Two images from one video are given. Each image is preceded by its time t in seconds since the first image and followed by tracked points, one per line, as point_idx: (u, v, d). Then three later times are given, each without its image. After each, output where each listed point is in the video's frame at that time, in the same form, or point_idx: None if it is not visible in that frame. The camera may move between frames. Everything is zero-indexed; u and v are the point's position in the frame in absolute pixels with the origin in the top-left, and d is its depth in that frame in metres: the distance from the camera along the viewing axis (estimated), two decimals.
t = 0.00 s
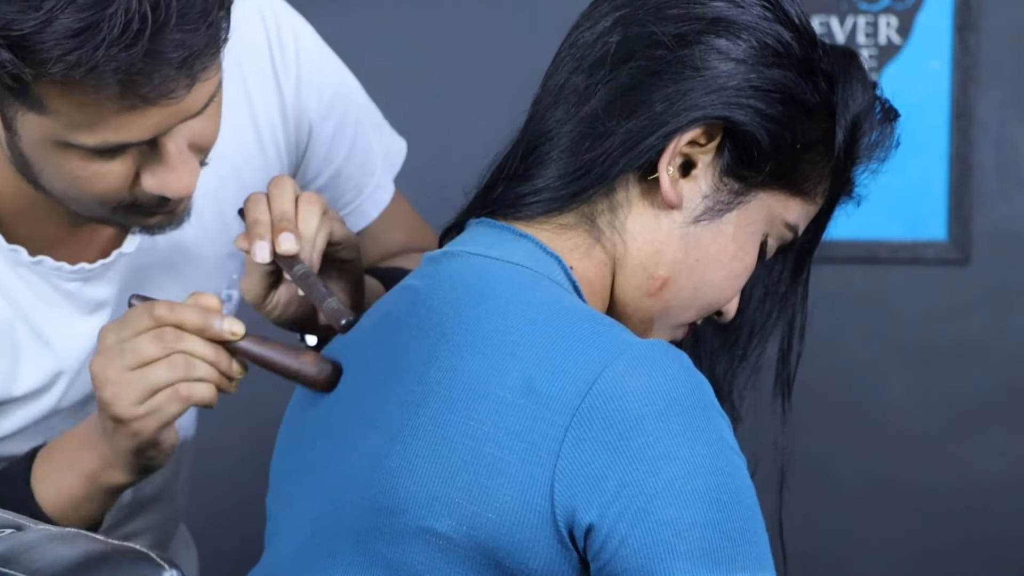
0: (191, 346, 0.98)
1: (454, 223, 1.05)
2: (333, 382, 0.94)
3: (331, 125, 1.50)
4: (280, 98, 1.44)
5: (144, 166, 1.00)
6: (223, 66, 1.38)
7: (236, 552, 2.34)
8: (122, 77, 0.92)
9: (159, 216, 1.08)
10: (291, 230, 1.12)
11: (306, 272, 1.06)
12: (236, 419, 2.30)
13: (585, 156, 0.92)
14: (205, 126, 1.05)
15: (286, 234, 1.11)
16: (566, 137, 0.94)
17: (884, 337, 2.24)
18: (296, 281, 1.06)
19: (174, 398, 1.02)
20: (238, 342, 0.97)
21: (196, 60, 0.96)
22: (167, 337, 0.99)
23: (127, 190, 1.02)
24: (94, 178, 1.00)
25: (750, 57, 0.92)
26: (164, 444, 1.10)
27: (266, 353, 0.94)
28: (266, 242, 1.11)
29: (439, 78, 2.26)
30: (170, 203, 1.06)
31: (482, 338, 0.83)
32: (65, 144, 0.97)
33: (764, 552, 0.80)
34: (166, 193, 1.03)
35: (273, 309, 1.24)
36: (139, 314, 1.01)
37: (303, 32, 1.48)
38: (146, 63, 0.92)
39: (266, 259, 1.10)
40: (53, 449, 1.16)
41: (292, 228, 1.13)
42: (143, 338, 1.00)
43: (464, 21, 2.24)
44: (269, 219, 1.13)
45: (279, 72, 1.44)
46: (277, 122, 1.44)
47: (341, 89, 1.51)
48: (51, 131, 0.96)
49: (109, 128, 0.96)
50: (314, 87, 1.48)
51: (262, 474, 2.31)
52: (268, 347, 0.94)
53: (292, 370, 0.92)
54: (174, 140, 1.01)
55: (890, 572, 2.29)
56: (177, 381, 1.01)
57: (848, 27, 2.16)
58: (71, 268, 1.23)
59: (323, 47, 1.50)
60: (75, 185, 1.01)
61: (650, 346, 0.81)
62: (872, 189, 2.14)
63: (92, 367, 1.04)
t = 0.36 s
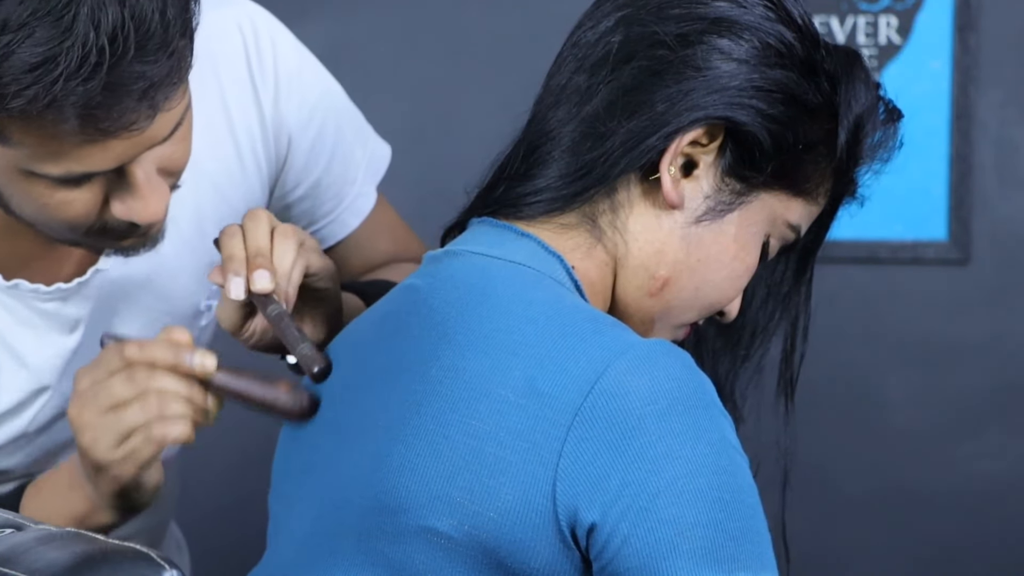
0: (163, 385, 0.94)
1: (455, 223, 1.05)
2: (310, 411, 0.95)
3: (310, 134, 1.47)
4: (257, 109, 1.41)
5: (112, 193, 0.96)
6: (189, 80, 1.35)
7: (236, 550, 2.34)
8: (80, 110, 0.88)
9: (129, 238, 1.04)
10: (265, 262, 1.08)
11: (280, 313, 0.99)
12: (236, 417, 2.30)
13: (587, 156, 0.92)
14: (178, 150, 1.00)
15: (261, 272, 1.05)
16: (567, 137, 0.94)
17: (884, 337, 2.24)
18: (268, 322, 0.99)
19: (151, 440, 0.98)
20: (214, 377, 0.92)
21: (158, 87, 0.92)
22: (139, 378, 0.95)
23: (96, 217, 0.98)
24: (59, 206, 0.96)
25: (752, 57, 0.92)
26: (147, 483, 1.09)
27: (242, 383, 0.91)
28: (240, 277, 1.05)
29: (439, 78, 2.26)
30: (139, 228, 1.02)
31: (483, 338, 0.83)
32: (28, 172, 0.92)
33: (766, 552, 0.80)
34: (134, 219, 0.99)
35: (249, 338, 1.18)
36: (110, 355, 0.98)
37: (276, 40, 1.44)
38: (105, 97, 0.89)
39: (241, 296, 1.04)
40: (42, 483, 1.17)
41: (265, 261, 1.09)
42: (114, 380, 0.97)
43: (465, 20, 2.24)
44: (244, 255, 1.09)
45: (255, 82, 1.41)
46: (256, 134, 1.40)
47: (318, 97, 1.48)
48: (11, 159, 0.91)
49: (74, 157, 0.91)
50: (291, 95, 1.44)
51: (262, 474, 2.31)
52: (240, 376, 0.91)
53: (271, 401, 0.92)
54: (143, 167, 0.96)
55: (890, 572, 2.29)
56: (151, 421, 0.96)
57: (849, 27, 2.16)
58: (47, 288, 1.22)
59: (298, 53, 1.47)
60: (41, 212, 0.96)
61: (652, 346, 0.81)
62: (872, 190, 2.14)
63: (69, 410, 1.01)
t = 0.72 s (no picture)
0: (156, 417, 0.95)
1: (455, 223, 1.05)
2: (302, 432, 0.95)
3: (294, 149, 1.44)
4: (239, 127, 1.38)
5: (88, 227, 0.94)
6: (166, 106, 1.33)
7: (235, 550, 2.33)
8: (50, 146, 0.87)
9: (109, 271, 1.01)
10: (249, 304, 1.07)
11: (269, 353, 1.00)
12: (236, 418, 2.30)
13: (586, 156, 0.92)
14: (154, 181, 0.98)
15: (245, 315, 1.05)
16: (567, 137, 0.94)
17: (884, 337, 2.24)
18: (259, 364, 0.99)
19: (147, 471, 0.99)
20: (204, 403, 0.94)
21: (134, 123, 0.91)
22: (131, 413, 0.96)
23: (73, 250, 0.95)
24: (33, 241, 0.93)
25: (752, 57, 0.92)
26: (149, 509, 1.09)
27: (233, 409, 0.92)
28: (225, 323, 1.04)
29: (439, 78, 2.26)
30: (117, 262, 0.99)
31: (483, 338, 0.83)
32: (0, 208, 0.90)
33: (766, 552, 0.80)
34: (109, 253, 0.96)
35: (240, 377, 1.16)
36: (101, 390, 0.99)
37: (255, 54, 1.42)
38: (75, 134, 0.87)
39: (227, 341, 1.03)
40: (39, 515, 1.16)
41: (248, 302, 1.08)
42: (107, 414, 0.98)
43: (465, 21, 2.24)
44: (227, 298, 1.08)
45: (236, 100, 1.39)
46: (238, 151, 1.38)
47: (300, 110, 1.45)
48: None
49: (47, 193, 0.89)
50: (273, 110, 1.42)
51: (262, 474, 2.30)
52: (231, 403, 0.93)
53: (263, 424, 0.93)
54: (120, 202, 0.94)
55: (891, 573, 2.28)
56: (147, 455, 0.98)
57: (848, 27, 2.16)
58: (32, 319, 1.20)
59: (279, 65, 1.44)
60: (14, 246, 0.93)
61: (652, 346, 0.81)
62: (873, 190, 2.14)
63: (66, 445, 1.03)
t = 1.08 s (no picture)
0: (140, 435, 0.95)
1: (455, 223, 1.04)
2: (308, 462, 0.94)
3: (287, 160, 1.43)
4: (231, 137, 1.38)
5: (73, 245, 0.92)
6: (158, 118, 1.32)
7: (233, 548, 2.33)
8: (33, 166, 0.85)
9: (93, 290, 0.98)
10: (240, 342, 1.07)
11: (259, 397, 0.99)
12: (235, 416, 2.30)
13: (588, 156, 0.92)
14: (140, 201, 0.95)
15: (236, 354, 1.05)
16: (569, 138, 0.94)
17: (884, 337, 2.24)
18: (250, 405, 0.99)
19: (130, 489, 0.98)
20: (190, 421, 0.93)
21: (119, 144, 0.89)
22: (114, 430, 0.96)
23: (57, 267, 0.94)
24: (16, 258, 0.91)
25: (754, 59, 0.92)
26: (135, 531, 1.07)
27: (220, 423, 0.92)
28: (216, 362, 1.04)
29: (439, 76, 2.25)
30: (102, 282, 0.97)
31: (483, 338, 0.83)
32: None
33: (766, 553, 0.80)
34: (93, 272, 0.94)
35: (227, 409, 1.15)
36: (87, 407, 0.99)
37: (247, 64, 1.41)
38: (59, 155, 0.85)
39: (218, 381, 1.03)
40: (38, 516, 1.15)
41: (239, 340, 1.08)
42: (90, 431, 0.98)
43: (465, 19, 2.24)
44: (218, 336, 1.08)
45: (228, 110, 1.38)
46: (230, 162, 1.38)
47: (293, 120, 1.44)
48: None
49: (30, 211, 0.87)
50: (266, 120, 1.41)
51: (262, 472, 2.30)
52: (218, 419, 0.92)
53: (247, 441, 0.92)
54: (103, 220, 0.92)
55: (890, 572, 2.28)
56: (129, 472, 0.97)
57: (848, 27, 2.16)
58: (19, 333, 1.18)
59: (272, 75, 1.43)
60: None
61: (652, 347, 0.81)
62: (873, 190, 2.14)
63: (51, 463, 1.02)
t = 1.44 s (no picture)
0: (149, 487, 0.94)
1: (455, 223, 1.04)
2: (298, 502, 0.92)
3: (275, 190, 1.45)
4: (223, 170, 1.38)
5: (73, 278, 0.92)
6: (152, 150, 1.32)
7: (232, 548, 2.33)
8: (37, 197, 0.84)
9: (91, 322, 0.98)
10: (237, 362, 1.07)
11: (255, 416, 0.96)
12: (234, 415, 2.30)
13: (587, 156, 0.92)
14: (140, 235, 0.95)
15: (234, 372, 1.05)
16: (568, 138, 0.94)
17: (884, 337, 2.24)
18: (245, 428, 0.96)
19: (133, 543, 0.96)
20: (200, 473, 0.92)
21: (123, 177, 0.88)
22: (122, 482, 0.95)
23: (56, 300, 0.93)
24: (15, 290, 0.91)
25: (754, 59, 0.92)
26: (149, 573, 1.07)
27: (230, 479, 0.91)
28: (212, 379, 1.04)
29: (440, 77, 2.25)
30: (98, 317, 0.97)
31: (482, 339, 0.83)
32: None
33: (765, 554, 0.80)
34: (93, 305, 0.94)
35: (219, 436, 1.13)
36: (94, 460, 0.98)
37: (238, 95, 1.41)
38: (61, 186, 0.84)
39: (214, 399, 1.03)
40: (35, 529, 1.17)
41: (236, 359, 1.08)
42: (99, 483, 0.97)
43: (465, 20, 2.24)
44: (215, 354, 1.08)
45: (218, 142, 1.39)
46: (221, 195, 1.38)
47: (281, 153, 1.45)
48: None
49: (32, 244, 0.87)
50: (255, 153, 1.42)
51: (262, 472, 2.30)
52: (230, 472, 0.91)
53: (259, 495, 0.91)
54: (104, 252, 0.92)
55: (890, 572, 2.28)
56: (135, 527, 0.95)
57: (849, 27, 2.15)
58: (14, 366, 1.18)
59: (263, 109, 1.44)
60: None
61: (651, 347, 0.81)
62: (873, 190, 2.14)
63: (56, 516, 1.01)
